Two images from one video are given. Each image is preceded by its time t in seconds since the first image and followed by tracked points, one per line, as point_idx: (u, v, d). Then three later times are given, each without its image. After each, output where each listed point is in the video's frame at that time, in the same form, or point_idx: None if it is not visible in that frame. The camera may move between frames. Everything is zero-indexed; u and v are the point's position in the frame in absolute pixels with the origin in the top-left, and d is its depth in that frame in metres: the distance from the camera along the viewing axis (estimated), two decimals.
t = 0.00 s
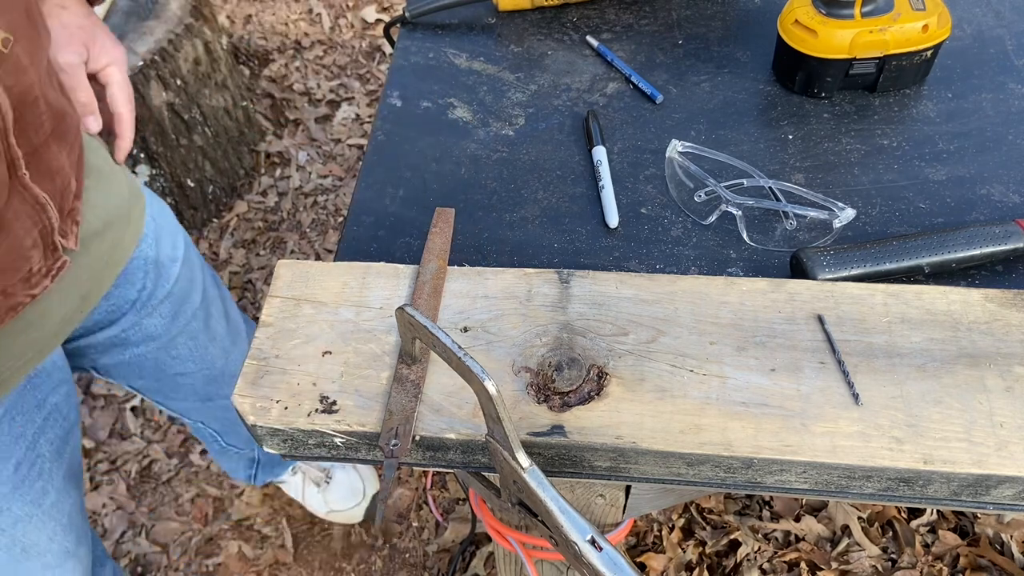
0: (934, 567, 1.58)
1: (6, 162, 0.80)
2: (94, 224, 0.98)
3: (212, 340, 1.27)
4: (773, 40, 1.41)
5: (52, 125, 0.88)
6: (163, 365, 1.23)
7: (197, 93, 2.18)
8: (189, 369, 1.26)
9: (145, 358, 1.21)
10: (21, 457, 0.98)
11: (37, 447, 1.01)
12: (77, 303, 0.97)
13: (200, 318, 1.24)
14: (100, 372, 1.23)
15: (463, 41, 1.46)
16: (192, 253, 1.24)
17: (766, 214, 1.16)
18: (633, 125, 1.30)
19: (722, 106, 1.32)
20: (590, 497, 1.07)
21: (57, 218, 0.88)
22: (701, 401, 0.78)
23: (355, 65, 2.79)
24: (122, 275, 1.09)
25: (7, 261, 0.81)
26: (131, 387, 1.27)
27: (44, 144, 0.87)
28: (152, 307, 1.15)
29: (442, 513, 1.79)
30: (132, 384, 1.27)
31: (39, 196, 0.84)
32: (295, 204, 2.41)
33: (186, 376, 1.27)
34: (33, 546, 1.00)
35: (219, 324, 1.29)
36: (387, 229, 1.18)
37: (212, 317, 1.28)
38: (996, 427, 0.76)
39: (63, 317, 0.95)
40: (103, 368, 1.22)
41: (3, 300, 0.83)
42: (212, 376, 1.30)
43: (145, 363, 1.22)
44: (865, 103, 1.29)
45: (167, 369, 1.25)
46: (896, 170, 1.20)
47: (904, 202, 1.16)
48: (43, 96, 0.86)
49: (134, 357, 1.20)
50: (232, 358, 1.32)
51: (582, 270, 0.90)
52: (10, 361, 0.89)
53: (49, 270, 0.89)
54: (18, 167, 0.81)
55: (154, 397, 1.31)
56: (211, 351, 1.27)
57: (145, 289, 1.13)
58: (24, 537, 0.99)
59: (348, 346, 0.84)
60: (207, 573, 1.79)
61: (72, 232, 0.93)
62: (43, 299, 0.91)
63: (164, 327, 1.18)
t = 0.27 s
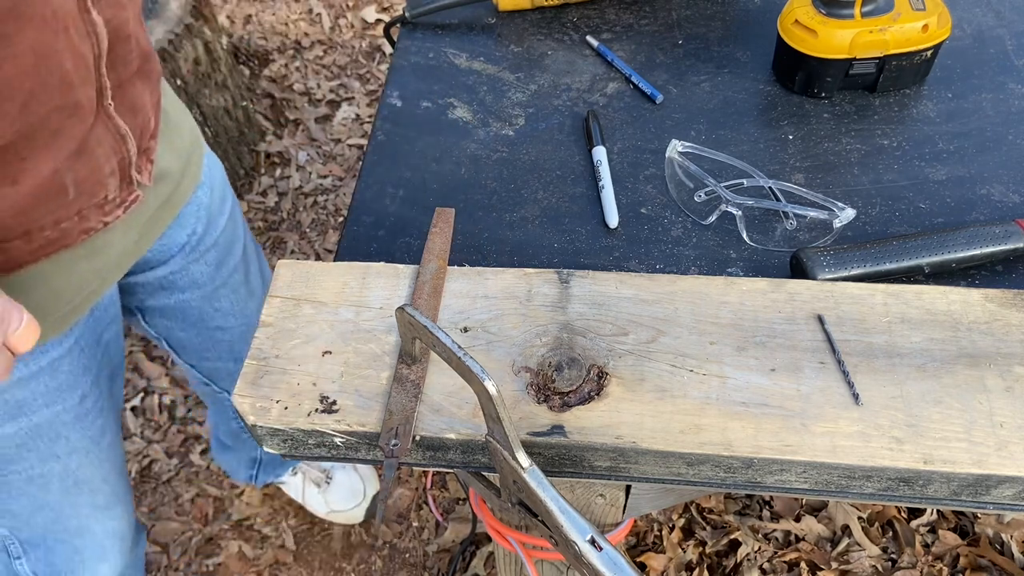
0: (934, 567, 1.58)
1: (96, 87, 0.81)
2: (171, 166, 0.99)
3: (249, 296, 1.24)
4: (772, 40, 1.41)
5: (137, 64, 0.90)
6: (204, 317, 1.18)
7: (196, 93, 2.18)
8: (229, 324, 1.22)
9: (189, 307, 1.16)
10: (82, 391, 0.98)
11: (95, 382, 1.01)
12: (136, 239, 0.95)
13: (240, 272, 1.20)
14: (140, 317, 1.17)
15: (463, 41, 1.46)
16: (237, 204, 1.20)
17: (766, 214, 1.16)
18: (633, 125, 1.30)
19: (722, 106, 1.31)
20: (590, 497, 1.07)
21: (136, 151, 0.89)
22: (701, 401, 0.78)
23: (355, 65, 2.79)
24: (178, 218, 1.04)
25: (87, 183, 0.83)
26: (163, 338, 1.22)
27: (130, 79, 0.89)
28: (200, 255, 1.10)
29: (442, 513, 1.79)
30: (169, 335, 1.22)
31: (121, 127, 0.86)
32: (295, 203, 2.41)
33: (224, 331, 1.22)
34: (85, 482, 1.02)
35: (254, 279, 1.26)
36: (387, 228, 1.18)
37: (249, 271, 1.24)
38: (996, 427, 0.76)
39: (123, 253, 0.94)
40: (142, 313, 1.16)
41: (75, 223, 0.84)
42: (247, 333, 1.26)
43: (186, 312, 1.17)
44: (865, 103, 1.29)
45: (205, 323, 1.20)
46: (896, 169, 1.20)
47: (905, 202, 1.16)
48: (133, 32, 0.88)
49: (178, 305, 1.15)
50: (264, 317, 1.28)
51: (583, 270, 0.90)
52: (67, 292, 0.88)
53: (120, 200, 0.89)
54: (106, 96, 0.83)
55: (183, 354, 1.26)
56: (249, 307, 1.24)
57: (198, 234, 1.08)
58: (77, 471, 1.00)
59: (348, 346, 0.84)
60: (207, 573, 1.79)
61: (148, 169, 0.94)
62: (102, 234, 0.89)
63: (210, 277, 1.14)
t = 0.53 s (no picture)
0: (934, 567, 1.58)
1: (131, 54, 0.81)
2: (196, 142, 1.01)
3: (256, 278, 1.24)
4: (772, 40, 1.41)
5: (176, 38, 0.89)
6: (210, 295, 1.19)
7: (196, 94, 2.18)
8: (234, 304, 1.22)
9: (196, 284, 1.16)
10: (89, 347, 0.98)
11: (104, 343, 1.00)
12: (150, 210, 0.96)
13: (248, 252, 1.21)
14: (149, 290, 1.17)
15: (464, 41, 1.46)
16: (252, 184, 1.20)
17: (766, 215, 1.16)
18: (633, 125, 1.30)
19: (722, 106, 1.31)
20: (590, 497, 1.07)
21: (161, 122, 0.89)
22: (701, 401, 0.78)
23: (355, 65, 2.79)
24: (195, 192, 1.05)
25: (105, 146, 0.83)
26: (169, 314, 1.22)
27: (166, 53, 0.89)
28: (213, 231, 1.10)
29: (442, 513, 1.79)
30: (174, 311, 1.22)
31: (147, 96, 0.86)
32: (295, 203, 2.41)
33: (228, 311, 1.23)
34: (94, 446, 1.02)
35: (260, 261, 1.26)
36: (387, 228, 1.18)
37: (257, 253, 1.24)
38: (996, 427, 0.76)
39: (140, 220, 0.95)
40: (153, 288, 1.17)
41: (90, 184, 0.84)
42: (251, 315, 1.26)
43: (194, 289, 1.17)
44: (865, 103, 1.29)
45: (210, 302, 1.20)
46: (896, 169, 1.20)
47: (905, 202, 1.16)
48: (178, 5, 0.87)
49: (186, 281, 1.15)
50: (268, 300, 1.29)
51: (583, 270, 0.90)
52: (83, 248, 0.89)
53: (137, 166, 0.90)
54: (138, 65, 0.83)
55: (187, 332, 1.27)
56: (256, 288, 1.24)
57: (212, 210, 1.09)
58: (87, 433, 1.01)
59: (348, 346, 0.84)
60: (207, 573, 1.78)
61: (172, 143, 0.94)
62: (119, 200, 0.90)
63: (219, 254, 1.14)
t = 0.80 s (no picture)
0: (934, 567, 1.58)
1: (145, 60, 0.81)
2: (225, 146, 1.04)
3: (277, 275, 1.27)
4: (772, 40, 1.41)
5: (197, 47, 0.89)
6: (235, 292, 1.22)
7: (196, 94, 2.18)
8: (255, 301, 1.26)
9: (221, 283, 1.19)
10: (115, 333, 1.00)
11: (130, 327, 1.03)
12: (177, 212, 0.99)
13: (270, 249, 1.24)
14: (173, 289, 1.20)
15: (464, 41, 1.46)
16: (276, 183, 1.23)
17: (766, 215, 1.16)
18: (633, 125, 1.30)
19: (722, 106, 1.31)
20: (590, 497, 1.07)
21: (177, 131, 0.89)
22: (701, 401, 0.78)
23: (355, 65, 2.79)
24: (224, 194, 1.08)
25: (116, 150, 0.84)
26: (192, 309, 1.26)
27: (187, 62, 0.88)
28: (240, 231, 1.14)
29: (442, 513, 1.79)
30: (197, 307, 1.25)
31: (162, 104, 0.86)
32: (295, 203, 2.41)
33: (250, 308, 1.26)
34: (126, 424, 1.07)
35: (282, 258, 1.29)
36: (388, 228, 1.18)
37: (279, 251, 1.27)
38: (995, 427, 0.76)
39: (165, 221, 0.98)
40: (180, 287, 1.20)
41: (100, 191, 0.85)
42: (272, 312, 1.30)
43: (218, 287, 1.20)
44: (865, 103, 1.29)
45: (234, 299, 1.23)
46: (896, 169, 1.20)
47: (905, 202, 1.16)
48: (199, 13, 0.87)
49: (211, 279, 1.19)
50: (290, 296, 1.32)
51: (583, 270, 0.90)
52: (95, 247, 0.90)
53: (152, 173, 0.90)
54: (152, 71, 0.82)
55: (207, 327, 1.30)
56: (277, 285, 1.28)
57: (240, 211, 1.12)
58: (120, 413, 1.06)
59: (348, 346, 0.84)
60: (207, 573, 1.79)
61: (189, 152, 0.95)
62: (140, 205, 0.93)
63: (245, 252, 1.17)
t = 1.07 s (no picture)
0: (934, 567, 1.58)
1: (146, 108, 0.80)
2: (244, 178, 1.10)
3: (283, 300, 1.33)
4: (773, 40, 1.41)
5: (206, 93, 0.88)
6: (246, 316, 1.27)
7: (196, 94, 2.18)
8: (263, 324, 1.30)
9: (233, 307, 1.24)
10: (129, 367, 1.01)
11: (139, 361, 1.03)
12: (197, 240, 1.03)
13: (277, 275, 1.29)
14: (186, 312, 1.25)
15: (464, 41, 1.46)
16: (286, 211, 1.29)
17: (766, 214, 1.16)
18: (633, 125, 1.30)
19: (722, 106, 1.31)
20: (590, 497, 1.08)
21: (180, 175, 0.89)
22: (701, 401, 0.78)
23: (355, 65, 2.79)
24: (238, 223, 1.13)
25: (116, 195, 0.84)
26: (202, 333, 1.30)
27: (195, 107, 0.88)
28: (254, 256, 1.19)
29: (442, 513, 1.79)
30: (207, 330, 1.29)
31: (164, 151, 0.85)
32: (295, 203, 2.42)
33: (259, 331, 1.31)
34: (133, 462, 1.07)
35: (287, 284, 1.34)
36: (388, 229, 1.18)
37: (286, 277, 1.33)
38: (995, 427, 0.76)
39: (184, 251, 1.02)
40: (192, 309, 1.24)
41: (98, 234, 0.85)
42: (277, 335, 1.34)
43: (230, 312, 1.25)
44: (865, 103, 1.29)
45: (245, 323, 1.28)
46: (896, 169, 1.20)
47: (905, 202, 1.16)
48: (209, 61, 0.85)
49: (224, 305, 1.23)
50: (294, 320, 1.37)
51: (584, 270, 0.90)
52: (106, 284, 0.91)
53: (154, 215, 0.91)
54: (156, 119, 0.82)
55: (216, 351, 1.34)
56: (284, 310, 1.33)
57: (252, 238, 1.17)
58: (127, 451, 1.05)
59: (348, 346, 0.84)
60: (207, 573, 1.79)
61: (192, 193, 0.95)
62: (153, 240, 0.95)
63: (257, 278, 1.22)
